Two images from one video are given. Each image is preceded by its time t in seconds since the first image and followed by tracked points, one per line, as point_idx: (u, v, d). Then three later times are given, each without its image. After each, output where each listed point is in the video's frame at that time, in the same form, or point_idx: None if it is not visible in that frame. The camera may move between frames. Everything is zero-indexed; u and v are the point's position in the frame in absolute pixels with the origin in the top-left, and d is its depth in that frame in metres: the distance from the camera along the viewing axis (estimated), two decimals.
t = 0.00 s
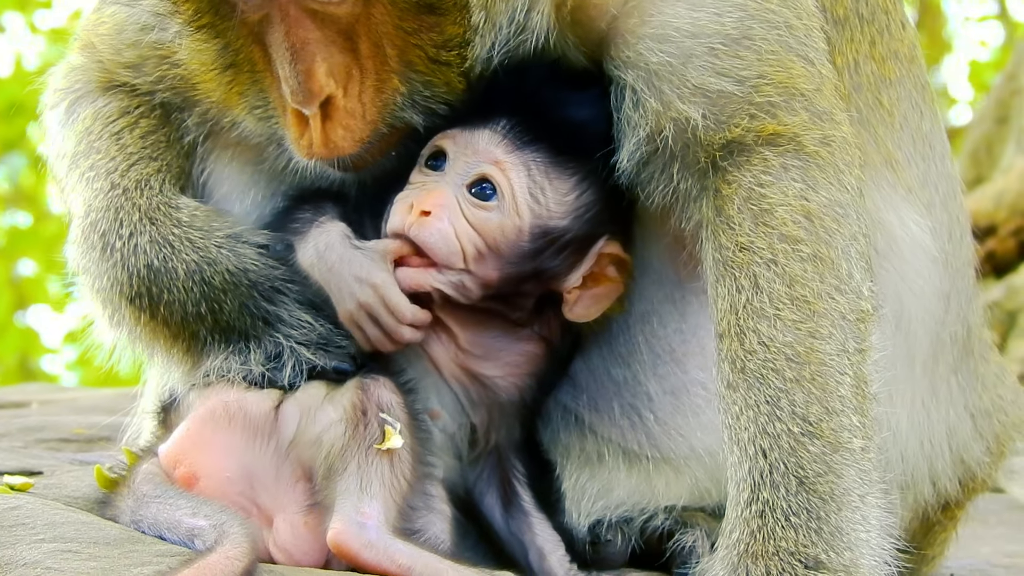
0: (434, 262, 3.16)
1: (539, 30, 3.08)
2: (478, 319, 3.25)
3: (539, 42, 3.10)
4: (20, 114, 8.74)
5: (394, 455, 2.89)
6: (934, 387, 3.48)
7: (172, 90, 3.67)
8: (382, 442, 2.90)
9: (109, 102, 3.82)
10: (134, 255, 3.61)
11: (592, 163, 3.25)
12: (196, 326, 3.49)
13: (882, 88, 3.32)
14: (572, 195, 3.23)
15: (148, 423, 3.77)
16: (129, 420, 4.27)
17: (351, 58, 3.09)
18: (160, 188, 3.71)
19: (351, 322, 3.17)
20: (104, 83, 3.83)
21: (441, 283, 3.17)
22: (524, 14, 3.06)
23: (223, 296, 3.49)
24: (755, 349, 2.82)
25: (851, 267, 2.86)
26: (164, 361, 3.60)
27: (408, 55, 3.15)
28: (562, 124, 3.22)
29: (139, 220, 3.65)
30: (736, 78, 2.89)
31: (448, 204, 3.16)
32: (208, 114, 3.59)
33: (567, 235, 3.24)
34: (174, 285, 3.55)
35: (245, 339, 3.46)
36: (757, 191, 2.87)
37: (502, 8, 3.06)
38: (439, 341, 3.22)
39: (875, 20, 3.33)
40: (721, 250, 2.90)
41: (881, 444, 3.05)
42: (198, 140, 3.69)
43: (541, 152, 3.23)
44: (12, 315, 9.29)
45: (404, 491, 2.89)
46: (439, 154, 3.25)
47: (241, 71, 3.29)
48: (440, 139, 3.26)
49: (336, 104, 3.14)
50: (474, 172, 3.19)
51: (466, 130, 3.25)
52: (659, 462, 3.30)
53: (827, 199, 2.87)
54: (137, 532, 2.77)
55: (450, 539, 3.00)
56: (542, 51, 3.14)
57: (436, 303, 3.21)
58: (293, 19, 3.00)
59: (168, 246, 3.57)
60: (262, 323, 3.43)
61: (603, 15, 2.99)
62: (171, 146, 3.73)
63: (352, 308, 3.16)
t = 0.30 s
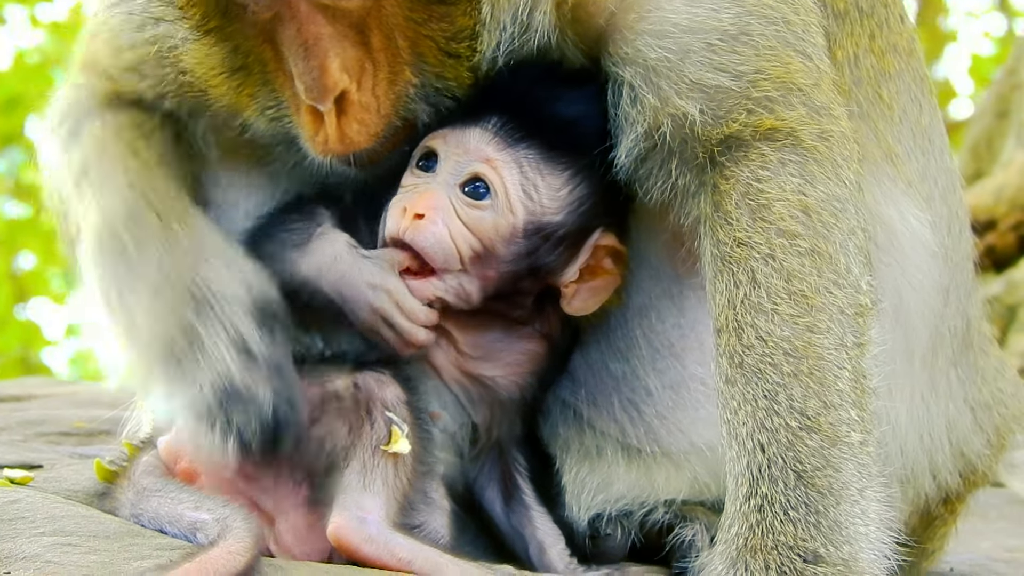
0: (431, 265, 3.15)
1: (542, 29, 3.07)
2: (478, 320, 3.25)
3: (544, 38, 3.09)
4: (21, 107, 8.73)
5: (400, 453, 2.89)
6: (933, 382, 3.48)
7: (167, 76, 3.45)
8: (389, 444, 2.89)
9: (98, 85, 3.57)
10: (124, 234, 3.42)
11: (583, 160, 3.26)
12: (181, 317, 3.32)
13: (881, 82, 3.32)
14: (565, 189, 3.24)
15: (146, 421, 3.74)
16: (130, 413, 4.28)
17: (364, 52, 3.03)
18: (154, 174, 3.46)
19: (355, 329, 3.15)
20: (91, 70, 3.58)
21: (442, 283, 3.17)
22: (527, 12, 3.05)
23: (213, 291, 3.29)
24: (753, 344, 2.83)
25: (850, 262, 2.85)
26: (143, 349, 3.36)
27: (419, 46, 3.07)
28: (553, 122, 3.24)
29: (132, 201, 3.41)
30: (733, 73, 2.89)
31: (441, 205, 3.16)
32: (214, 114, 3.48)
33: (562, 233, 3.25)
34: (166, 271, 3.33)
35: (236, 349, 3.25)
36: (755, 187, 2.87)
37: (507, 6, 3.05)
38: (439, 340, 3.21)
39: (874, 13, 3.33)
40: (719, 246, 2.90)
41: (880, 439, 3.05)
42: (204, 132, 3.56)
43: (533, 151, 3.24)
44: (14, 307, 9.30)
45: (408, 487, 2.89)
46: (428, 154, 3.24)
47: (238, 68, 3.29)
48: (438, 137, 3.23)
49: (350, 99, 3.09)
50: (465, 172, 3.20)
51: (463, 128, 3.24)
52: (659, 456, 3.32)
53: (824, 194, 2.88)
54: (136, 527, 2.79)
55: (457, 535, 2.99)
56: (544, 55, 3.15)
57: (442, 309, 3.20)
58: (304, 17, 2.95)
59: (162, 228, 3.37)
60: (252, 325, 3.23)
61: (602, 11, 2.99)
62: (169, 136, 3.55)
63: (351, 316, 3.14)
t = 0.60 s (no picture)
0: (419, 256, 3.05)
1: (542, 29, 3.09)
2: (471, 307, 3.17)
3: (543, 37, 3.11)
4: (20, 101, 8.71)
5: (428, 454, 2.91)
6: (931, 377, 3.48)
7: (168, 71, 3.57)
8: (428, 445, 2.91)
9: (112, 84, 3.72)
10: (127, 213, 3.48)
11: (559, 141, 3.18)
12: (182, 296, 3.32)
13: (879, 77, 3.32)
14: (540, 166, 3.14)
15: (151, 413, 3.75)
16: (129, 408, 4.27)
17: (367, 41, 2.96)
18: (160, 162, 3.56)
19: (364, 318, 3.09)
20: (105, 73, 3.73)
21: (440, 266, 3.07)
22: (529, 10, 3.07)
23: (212, 266, 3.30)
24: (755, 340, 2.82)
25: (851, 258, 2.86)
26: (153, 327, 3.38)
27: (423, 35, 3.02)
28: (528, 104, 3.16)
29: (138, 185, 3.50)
30: (736, 70, 2.89)
31: (420, 196, 3.04)
32: (209, 107, 3.56)
33: (543, 211, 3.16)
34: (167, 243, 3.37)
35: (245, 331, 3.25)
36: (758, 183, 2.87)
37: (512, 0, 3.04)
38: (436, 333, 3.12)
39: (872, 8, 3.32)
40: (721, 242, 2.89)
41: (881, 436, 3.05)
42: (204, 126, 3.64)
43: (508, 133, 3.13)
44: (14, 302, 9.29)
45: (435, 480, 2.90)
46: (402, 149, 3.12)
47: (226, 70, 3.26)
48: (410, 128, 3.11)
49: (351, 89, 3.00)
50: (440, 161, 3.08)
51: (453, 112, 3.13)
52: (655, 453, 3.31)
53: (826, 190, 2.88)
54: (141, 521, 2.79)
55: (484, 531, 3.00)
56: (541, 52, 3.17)
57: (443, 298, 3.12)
58: (308, 4, 2.86)
59: (160, 205, 3.44)
60: (257, 303, 3.25)
61: (604, 7, 3.00)
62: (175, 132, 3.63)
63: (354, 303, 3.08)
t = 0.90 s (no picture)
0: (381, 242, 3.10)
1: (540, 21, 3.06)
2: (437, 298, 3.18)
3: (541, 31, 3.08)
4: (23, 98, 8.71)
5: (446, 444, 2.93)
6: (933, 375, 3.47)
7: (165, 66, 3.59)
8: (431, 431, 2.93)
9: (113, 75, 3.75)
10: (116, 206, 3.56)
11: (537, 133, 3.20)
12: (166, 288, 3.38)
13: (882, 75, 3.31)
14: (515, 158, 3.18)
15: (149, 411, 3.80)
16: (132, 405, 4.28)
17: (355, 39, 2.99)
18: (153, 154, 3.62)
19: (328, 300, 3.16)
20: (106, 65, 3.75)
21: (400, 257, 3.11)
22: (525, 5, 3.04)
23: (196, 259, 3.36)
24: (758, 338, 2.82)
25: (854, 256, 2.86)
26: (137, 320, 3.45)
27: (413, 33, 3.01)
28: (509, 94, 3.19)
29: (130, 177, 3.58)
30: (737, 68, 2.89)
31: (388, 184, 3.11)
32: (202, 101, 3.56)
33: (513, 204, 3.19)
34: (151, 235, 3.44)
35: (238, 324, 3.28)
36: (759, 180, 2.87)
37: None
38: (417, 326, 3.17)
39: (875, 6, 3.31)
40: (723, 240, 2.89)
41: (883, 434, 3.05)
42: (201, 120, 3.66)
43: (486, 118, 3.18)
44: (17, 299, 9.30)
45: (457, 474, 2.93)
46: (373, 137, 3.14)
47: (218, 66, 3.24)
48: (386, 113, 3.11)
49: (338, 86, 3.04)
50: (410, 152, 3.12)
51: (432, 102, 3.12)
52: (655, 450, 3.31)
53: (829, 188, 2.88)
54: (147, 520, 2.78)
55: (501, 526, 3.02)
56: (538, 45, 3.13)
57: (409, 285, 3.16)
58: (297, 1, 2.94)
59: (147, 197, 3.51)
60: (247, 300, 3.28)
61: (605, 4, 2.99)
62: (173, 124, 3.67)
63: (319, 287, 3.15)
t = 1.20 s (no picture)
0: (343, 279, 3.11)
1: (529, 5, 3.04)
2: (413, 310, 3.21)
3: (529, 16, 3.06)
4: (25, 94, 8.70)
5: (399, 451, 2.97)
6: (935, 373, 3.47)
7: (166, 72, 3.54)
8: (398, 441, 2.97)
9: (109, 82, 3.70)
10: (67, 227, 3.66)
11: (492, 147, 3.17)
12: (100, 308, 3.37)
13: (886, 73, 3.31)
14: (471, 174, 3.14)
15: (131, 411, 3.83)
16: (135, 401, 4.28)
17: (330, 16, 2.93)
18: (114, 175, 3.65)
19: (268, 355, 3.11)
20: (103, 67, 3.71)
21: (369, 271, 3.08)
22: None
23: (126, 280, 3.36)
24: (761, 335, 2.81)
25: (857, 254, 2.85)
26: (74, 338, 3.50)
27: (393, 18, 2.99)
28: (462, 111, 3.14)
29: (89, 199, 3.65)
30: (741, 65, 2.89)
31: (356, 228, 3.02)
32: (202, 106, 3.52)
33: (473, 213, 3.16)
34: (84, 256, 3.54)
35: (164, 351, 3.23)
36: (763, 177, 2.86)
37: None
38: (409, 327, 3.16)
39: (879, 5, 3.31)
40: (727, 236, 2.89)
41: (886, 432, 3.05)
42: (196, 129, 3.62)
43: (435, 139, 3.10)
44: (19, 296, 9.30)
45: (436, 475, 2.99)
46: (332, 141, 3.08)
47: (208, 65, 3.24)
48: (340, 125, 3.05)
49: (307, 62, 2.96)
50: (372, 189, 3.04)
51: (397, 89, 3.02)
52: (658, 446, 3.31)
53: (833, 185, 2.87)
54: (148, 517, 2.78)
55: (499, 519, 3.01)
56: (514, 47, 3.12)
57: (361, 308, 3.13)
58: None
59: (92, 221, 3.59)
60: (163, 325, 3.25)
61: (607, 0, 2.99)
62: (155, 144, 3.69)
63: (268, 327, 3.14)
